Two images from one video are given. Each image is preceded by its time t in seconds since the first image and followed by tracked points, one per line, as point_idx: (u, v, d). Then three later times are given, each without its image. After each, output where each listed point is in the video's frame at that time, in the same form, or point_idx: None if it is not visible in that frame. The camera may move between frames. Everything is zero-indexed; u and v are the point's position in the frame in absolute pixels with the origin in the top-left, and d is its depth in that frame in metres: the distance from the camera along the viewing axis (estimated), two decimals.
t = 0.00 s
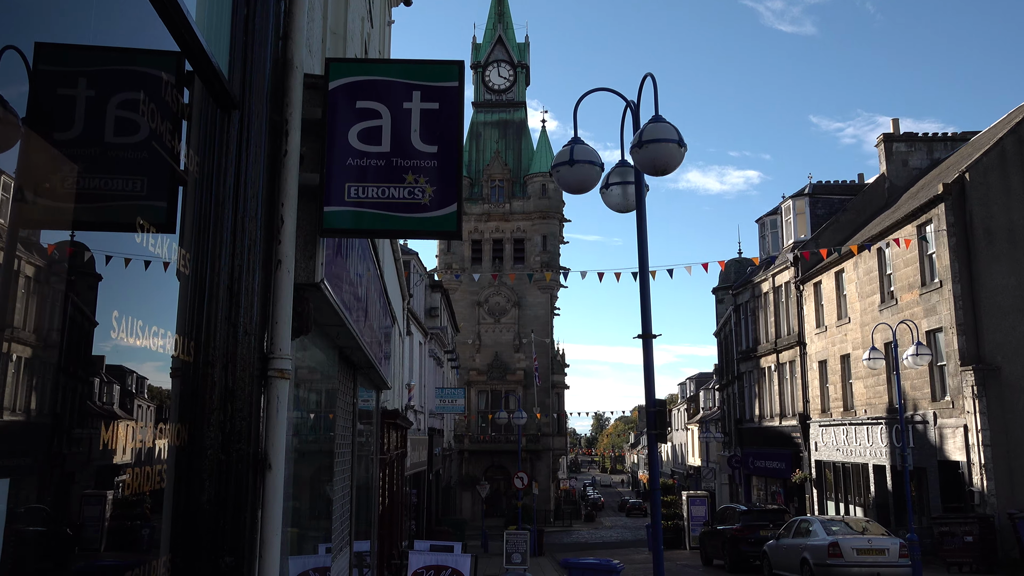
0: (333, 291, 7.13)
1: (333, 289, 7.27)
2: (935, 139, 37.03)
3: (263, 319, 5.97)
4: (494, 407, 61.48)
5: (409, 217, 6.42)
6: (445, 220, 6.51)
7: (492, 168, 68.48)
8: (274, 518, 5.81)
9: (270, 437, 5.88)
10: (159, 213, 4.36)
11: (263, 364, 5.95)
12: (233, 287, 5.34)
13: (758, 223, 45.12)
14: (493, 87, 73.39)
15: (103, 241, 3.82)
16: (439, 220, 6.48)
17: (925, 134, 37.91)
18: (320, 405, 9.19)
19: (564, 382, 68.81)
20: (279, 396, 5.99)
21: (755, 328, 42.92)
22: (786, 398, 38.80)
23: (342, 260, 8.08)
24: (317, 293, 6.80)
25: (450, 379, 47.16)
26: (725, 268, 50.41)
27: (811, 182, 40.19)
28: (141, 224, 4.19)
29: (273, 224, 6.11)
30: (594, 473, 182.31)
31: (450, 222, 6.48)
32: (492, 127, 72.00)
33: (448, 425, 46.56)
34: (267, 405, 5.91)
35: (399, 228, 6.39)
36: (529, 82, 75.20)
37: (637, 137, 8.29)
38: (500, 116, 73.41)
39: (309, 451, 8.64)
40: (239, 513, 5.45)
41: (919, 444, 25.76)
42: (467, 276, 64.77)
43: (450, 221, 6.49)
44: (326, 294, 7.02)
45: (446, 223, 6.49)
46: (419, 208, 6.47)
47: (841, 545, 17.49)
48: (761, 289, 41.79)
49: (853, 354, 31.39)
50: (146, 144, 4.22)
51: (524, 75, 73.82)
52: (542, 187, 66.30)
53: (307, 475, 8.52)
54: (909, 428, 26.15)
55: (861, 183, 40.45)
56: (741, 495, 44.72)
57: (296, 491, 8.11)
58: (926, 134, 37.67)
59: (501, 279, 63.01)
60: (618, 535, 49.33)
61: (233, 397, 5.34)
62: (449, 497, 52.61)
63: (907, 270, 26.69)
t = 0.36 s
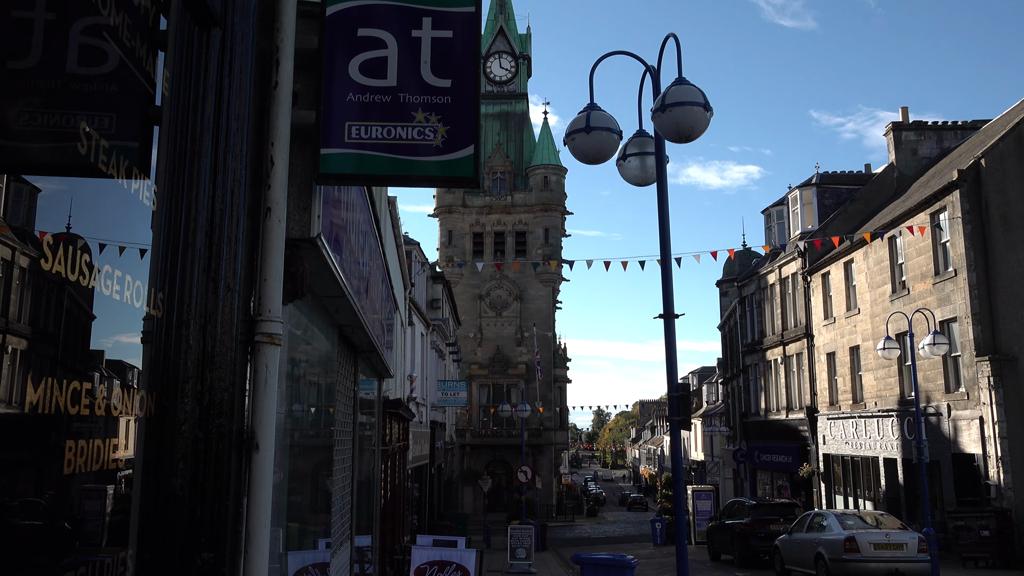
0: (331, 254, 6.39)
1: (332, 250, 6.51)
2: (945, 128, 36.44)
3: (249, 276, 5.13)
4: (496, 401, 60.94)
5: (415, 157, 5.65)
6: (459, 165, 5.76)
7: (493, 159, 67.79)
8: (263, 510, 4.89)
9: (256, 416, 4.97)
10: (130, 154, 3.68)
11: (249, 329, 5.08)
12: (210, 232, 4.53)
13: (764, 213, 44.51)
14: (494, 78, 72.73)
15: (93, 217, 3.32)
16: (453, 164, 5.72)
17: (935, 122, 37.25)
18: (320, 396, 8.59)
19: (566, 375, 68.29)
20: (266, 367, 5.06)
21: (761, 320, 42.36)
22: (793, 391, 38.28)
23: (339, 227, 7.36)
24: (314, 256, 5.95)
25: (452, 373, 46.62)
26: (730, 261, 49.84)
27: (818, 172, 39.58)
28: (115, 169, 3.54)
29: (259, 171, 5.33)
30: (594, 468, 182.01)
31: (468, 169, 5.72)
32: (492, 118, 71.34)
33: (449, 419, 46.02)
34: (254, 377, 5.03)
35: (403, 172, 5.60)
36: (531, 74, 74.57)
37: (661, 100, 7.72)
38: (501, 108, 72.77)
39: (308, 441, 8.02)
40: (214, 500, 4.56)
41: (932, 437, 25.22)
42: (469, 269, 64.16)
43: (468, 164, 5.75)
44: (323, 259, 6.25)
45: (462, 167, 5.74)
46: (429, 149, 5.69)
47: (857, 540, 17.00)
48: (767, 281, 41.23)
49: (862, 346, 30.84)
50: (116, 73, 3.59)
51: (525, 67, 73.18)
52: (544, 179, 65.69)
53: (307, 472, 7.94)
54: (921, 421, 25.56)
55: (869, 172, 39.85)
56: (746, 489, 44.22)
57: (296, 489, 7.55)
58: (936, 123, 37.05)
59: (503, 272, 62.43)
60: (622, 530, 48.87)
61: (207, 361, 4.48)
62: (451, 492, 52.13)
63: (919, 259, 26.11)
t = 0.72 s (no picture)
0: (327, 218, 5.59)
1: (330, 220, 5.74)
2: (954, 104, 35.71)
3: (206, 204, 4.10)
4: (496, 383, 60.51)
5: (396, 70, 4.71)
6: (457, 82, 4.82)
7: (493, 140, 66.98)
8: (226, 492, 3.92)
9: (215, 376, 3.99)
10: (72, 63, 3.42)
11: (209, 271, 4.08)
12: (159, 143, 3.64)
13: (769, 192, 43.84)
14: (494, 57, 71.78)
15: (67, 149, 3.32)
16: (444, 80, 4.79)
17: (944, 98, 36.53)
18: (321, 376, 7.97)
19: (566, 357, 67.85)
20: (228, 315, 4.08)
21: (765, 300, 41.80)
22: (797, 371, 37.78)
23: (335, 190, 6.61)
24: (292, 190, 4.88)
25: (452, 354, 46.10)
26: (733, 241, 49.22)
27: (823, 149, 38.90)
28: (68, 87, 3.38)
29: (222, 77, 4.30)
30: (594, 451, 181.90)
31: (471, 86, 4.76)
32: (492, 98, 70.48)
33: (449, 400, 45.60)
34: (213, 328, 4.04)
35: (383, 89, 4.68)
36: (530, 53, 73.61)
37: (679, 46, 7.06)
38: (501, 87, 71.88)
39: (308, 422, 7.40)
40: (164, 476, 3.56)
41: (939, 416, 24.77)
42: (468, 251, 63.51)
43: (470, 81, 4.79)
44: (308, 212, 5.32)
45: (460, 83, 4.79)
46: (412, 61, 4.77)
47: (869, 521, 16.54)
48: (771, 260, 40.64)
49: (869, 324, 30.30)
50: None
51: (525, 46, 72.26)
52: (544, 159, 64.93)
53: (307, 452, 7.40)
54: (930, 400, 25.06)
55: (875, 149, 39.15)
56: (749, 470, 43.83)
57: (296, 470, 7.01)
58: (945, 98, 36.30)
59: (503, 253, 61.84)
60: (622, 511, 48.58)
61: (155, 301, 3.57)
62: (450, 475, 51.79)
63: (929, 236, 25.52)
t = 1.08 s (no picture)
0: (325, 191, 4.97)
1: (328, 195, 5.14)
2: (965, 76, 34.91)
3: (148, 118, 3.08)
4: (496, 361, 60.12)
5: None
6: None
7: (493, 115, 66.12)
8: (176, 484, 2.94)
9: (161, 337, 3.00)
10: None
11: (150, 208, 3.08)
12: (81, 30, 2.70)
13: (774, 167, 43.12)
14: (494, 31, 70.64)
15: None
16: None
17: (953, 70, 35.73)
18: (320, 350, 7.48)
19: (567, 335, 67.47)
20: (177, 262, 3.04)
21: (769, 277, 41.24)
22: (802, 349, 37.30)
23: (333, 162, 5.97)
24: (267, 122, 3.64)
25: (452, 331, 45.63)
26: (736, 218, 48.57)
27: (830, 123, 38.15)
28: None
29: None
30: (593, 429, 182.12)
31: None
32: (492, 72, 69.46)
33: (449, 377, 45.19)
34: (158, 277, 3.03)
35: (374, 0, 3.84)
36: (531, 27, 72.45)
37: None
38: (501, 62, 70.83)
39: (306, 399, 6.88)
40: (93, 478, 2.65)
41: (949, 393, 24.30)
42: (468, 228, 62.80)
43: None
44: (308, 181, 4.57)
45: None
46: None
47: (882, 501, 16.10)
48: (775, 236, 40.04)
49: (876, 301, 29.76)
50: None
51: (526, 19, 71.07)
52: (545, 135, 64.04)
53: (306, 428, 6.88)
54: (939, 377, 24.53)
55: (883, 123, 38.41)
56: (751, 449, 43.51)
57: (296, 449, 6.48)
58: (955, 70, 35.50)
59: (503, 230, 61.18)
60: (622, 489, 48.38)
61: (74, 242, 2.65)
62: (450, 453, 51.50)
63: (941, 209, 24.90)
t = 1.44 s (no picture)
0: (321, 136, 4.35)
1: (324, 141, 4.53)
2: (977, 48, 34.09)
3: None
4: (497, 339, 59.69)
5: None
6: None
7: (493, 91, 65.23)
8: (104, 466, 2.10)
9: (83, 271, 2.15)
10: None
11: (71, 91, 2.21)
12: None
13: (780, 143, 42.40)
14: (495, 6, 69.50)
15: None
16: None
17: (966, 43, 34.90)
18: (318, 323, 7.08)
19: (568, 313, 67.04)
20: (102, 169, 2.17)
21: (774, 254, 40.67)
22: (808, 327, 36.80)
23: (332, 109, 5.32)
24: (231, 15, 2.74)
25: (453, 309, 45.16)
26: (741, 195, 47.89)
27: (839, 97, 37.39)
28: None
29: None
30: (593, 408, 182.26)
31: None
32: (493, 48, 68.43)
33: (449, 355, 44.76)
34: (80, 191, 2.19)
35: None
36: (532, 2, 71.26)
37: None
38: (502, 37, 69.77)
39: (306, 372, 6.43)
40: None
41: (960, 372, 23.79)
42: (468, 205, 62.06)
43: None
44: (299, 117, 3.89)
45: None
46: None
47: (897, 481, 15.60)
48: (781, 213, 39.42)
49: (886, 278, 29.21)
50: None
51: None
52: (546, 111, 63.14)
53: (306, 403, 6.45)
54: (951, 355, 24.01)
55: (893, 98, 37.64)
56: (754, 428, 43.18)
57: (295, 426, 6.00)
58: (968, 43, 34.67)
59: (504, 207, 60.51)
60: (624, 468, 48.08)
61: None
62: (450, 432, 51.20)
63: (955, 184, 24.27)
